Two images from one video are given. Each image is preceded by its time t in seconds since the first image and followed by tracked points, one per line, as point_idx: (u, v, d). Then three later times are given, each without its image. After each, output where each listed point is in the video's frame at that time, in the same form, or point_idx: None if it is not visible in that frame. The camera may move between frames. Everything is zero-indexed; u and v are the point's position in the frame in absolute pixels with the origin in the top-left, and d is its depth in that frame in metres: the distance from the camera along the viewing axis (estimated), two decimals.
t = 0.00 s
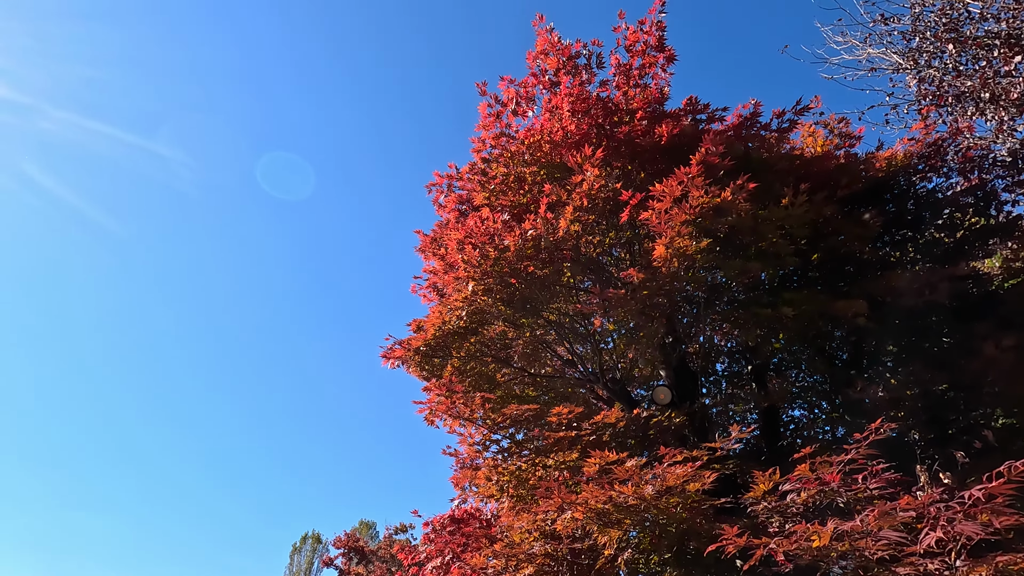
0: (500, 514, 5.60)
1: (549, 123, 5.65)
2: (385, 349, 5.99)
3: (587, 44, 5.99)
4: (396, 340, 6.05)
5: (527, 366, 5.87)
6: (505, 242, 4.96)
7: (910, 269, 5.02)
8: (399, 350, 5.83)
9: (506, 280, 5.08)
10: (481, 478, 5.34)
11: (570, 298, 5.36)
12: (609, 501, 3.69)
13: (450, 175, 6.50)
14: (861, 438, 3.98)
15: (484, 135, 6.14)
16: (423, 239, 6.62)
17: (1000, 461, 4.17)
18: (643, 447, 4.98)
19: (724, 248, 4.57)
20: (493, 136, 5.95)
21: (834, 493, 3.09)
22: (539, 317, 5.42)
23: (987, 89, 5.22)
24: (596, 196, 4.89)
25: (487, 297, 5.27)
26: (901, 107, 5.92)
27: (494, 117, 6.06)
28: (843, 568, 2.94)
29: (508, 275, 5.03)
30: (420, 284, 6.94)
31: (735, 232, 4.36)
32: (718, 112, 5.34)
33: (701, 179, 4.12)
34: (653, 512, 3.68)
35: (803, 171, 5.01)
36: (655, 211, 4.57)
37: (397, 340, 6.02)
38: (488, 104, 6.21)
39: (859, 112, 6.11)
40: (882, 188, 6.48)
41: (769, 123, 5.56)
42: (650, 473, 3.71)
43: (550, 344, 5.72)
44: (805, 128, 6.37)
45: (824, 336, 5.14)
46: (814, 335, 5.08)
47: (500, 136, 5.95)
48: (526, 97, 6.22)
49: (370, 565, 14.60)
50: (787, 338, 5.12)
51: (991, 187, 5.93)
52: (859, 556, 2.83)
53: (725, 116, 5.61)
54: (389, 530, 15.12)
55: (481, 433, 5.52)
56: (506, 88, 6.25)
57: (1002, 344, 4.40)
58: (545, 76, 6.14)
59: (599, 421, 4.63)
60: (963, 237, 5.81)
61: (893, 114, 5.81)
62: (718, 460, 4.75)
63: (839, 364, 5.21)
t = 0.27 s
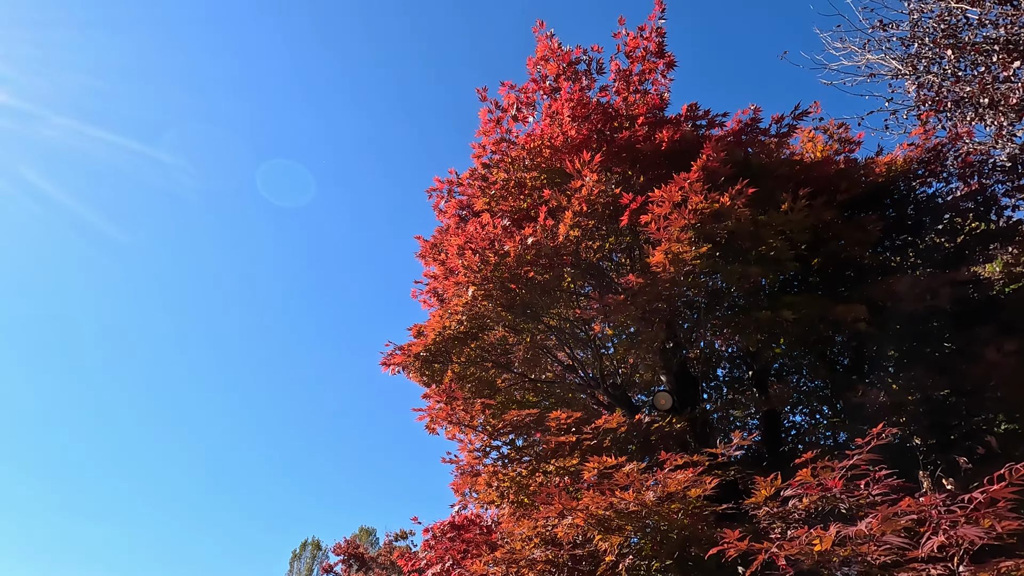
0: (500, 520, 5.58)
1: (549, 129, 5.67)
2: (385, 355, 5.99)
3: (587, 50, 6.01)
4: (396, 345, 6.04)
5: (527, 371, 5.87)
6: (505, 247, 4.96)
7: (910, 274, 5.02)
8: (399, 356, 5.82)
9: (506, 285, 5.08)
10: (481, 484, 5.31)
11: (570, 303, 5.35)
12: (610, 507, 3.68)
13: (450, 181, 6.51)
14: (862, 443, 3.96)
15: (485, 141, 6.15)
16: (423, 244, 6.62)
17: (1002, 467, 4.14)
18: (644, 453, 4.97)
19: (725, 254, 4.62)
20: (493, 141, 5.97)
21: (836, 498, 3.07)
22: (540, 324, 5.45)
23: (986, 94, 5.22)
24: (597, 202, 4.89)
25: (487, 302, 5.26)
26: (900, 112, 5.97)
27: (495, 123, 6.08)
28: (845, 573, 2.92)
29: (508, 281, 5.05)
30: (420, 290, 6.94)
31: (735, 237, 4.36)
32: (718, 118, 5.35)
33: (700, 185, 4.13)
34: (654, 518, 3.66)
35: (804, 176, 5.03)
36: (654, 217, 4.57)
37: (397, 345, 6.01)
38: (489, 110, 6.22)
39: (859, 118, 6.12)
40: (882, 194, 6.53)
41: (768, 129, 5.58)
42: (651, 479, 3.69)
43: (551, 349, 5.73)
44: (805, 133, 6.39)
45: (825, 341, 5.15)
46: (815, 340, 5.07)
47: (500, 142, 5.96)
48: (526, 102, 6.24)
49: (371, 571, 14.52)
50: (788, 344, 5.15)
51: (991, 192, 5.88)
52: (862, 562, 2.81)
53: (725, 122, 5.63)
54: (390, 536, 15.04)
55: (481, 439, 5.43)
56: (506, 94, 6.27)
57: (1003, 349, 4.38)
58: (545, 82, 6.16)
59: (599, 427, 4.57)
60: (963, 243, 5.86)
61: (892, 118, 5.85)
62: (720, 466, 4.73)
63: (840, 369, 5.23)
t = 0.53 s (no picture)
0: (496, 525, 5.56)
1: (547, 134, 5.68)
2: (382, 358, 5.97)
3: (585, 56, 6.04)
4: (392, 349, 6.02)
5: (524, 376, 5.85)
6: (502, 251, 4.97)
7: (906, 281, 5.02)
8: (396, 360, 5.81)
9: (503, 289, 5.08)
10: (477, 490, 5.30)
11: (567, 308, 5.35)
12: (606, 512, 3.67)
13: (448, 185, 6.51)
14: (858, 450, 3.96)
15: (483, 145, 6.16)
16: (420, 248, 6.62)
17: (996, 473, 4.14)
18: (640, 459, 4.94)
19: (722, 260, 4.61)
20: (491, 146, 5.98)
21: (832, 504, 3.07)
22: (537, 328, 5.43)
23: (980, 103, 5.26)
24: (594, 207, 4.89)
25: (484, 306, 5.27)
26: (896, 120, 6.04)
27: (493, 128, 6.09)
28: None
29: (506, 285, 5.03)
30: (417, 294, 6.93)
31: (732, 242, 4.37)
32: (715, 124, 5.37)
33: (697, 191, 4.15)
34: (651, 524, 3.65)
35: (800, 182, 5.05)
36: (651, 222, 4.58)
37: (394, 349, 5.99)
38: (487, 115, 6.24)
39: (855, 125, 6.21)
40: (877, 200, 6.48)
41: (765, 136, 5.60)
42: (647, 484, 3.69)
43: (548, 354, 5.72)
44: (801, 140, 6.42)
45: (820, 348, 5.18)
46: (811, 346, 5.10)
47: (498, 147, 5.98)
48: (524, 108, 6.26)
49: None
50: (785, 349, 5.14)
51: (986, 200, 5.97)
52: (858, 568, 2.81)
53: (722, 128, 5.66)
54: (384, 541, 14.97)
55: (477, 444, 5.45)
56: (505, 99, 6.29)
57: (998, 356, 4.41)
58: (543, 87, 6.18)
59: (595, 431, 4.60)
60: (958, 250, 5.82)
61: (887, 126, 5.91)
62: (716, 472, 4.74)
63: (836, 375, 5.24)
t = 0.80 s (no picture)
0: (485, 529, 5.55)
1: (541, 138, 5.70)
2: (372, 360, 5.95)
3: (580, 61, 6.06)
4: (383, 350, 6.01)
5: (515, 379, 5.84)
6: (495, 254, 4.98)
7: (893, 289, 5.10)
8: (386, 361, 5.79)
9: (495, 292, 5.08)
10: (466, 493, 5.28)
11: (559, 312, 5.36)
12: (595, 516, 3.67)
13: (441, 187, 6.51)
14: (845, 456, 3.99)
15: (477, 148, 6.17)
16: (412, 249, 6.61)
17: (981, 480, 4.17)
18: (630, 463, 4.95)
19: (713, 265, 4.55)
20: (485, 149, 5.99)
21: (819, 510, 3.10)
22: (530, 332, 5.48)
23: (967, 115, 5.33)
24: (587, 211, 4.90)
25: (476, 309, 5.27)
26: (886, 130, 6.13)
27: (487, 131, 6.10)
28: None
29: (498, 288, 5.04)
30: (409, 295, 6.92)
31: (723, 249, 4.39)
32: (707, 131, 5.40)
33: (689, 198, 4.17)
34: (640, 528, 3.66)
35: (790, 190, 5.09)
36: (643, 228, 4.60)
37: (385, 350, 5.98)
38: (481, 118, 6.24)
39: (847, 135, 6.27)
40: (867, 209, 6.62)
41: (756, 143, 5.62)
42: (636, 488, 3.70)
43: (539, 358, 5.73)
44: (793, 148, 6.48)
45: (810, 354, 5.24)
46: (800, 352, 5.15)
47: (492, 150, 5.99)
48: (519, 111, 6.27)
49: None
50: (774, 356, 5.20)
51: (973, 211, 5.99)
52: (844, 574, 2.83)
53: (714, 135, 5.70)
54: (373, 544, 14.89)
55: (467, 448, 5.43)
56: (499, 102, 6.30)
57: (984, 363, 4.48)
58: (538, 91, 6.20)
59: (585, 436, 4.61)
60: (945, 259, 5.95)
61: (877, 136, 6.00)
62: (705, 476, 4.75)
63: (824, 382, 5.28)
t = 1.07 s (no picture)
0: (468, 531, 5.53)
1: (532, 141, 5.72)
2: (357, 360, 5.91)
3: (572, 66, 6.09)
4: (369, 350, 5.98)
5: (501, 381, 5.81)
6: (483, 256, 4.98)
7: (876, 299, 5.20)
8: (372, 361, 5.76)
9: (483, 294, 5.08)
10: (449, 495, 5.27)
11: (546, 315, 5.37)
12: (578, 518, 3.67)
13: (431, 188, 6.49)
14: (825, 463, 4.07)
15: (468, 149, 6.17)
16: (401, 249, 6.58)
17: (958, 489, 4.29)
18: (614, 467, 4.94)
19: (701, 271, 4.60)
20: (476, 150, 5.99)
21: (799, 516, 3.13)
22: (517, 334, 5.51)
23: (950, 129, 5.41)
24: (576, 215, 4.91)
25: (463, 310, 5.27)
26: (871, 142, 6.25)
27: (478, 132, 6.11)
28: None
29: (486, 290, 5.04)
30: (396, 295, 6.89)
31: (710, 255, 4.39)
32: (697, 138, 5.45)
33: (677, 204, 4.20)
34: (623, 532, 3.67)
35: (777, 199, 5.14)
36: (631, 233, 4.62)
37: (371, 350, 5.95)
38: (472, 119, 6.24)
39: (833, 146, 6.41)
40: (851, 220, 6.78)
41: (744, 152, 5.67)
42: (620, 492, 3.71)
43: (526, 360, 5.74)
44: (780, 157, 6.57)
45: (793, 361, 5.28)
46: (784, 360, 5.19)
47: (483, 152, 5.99)
48: (511, 113, 6.28)
49: None
50: (758, 363, 5.21)
51: (954, 224, 6.10)
52: None
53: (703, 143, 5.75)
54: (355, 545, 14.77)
55: (451, 450, 5.41)
56: (491, 104, 6.30)
57: (962, 374, 4.54)
58: (530, 94, 6.22)
59: (569, 439, 4.59)
60: (926, 270, 6.07)
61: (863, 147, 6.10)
62: (689, 480, 4.78)
63: (806, 389, 5.31)
